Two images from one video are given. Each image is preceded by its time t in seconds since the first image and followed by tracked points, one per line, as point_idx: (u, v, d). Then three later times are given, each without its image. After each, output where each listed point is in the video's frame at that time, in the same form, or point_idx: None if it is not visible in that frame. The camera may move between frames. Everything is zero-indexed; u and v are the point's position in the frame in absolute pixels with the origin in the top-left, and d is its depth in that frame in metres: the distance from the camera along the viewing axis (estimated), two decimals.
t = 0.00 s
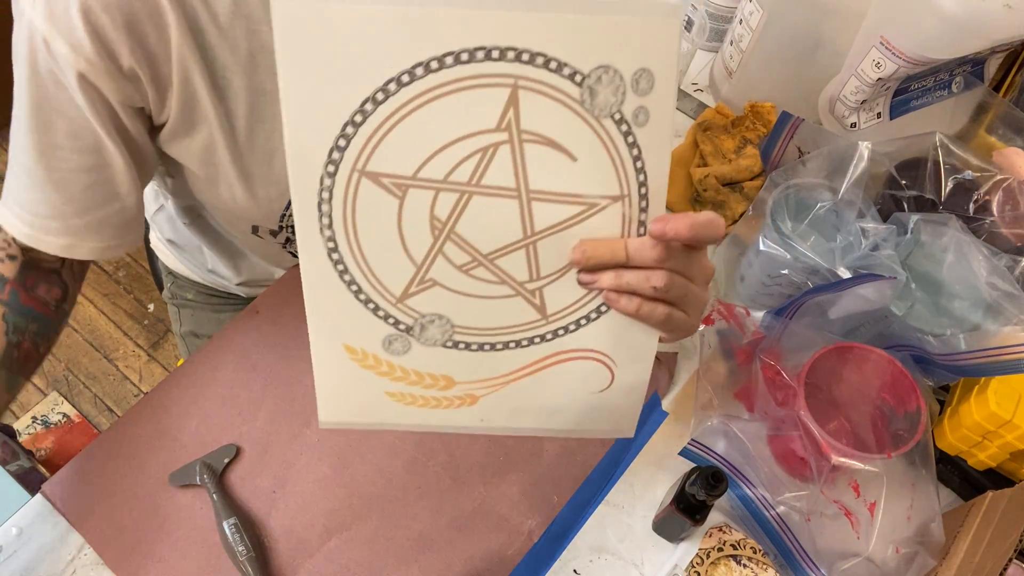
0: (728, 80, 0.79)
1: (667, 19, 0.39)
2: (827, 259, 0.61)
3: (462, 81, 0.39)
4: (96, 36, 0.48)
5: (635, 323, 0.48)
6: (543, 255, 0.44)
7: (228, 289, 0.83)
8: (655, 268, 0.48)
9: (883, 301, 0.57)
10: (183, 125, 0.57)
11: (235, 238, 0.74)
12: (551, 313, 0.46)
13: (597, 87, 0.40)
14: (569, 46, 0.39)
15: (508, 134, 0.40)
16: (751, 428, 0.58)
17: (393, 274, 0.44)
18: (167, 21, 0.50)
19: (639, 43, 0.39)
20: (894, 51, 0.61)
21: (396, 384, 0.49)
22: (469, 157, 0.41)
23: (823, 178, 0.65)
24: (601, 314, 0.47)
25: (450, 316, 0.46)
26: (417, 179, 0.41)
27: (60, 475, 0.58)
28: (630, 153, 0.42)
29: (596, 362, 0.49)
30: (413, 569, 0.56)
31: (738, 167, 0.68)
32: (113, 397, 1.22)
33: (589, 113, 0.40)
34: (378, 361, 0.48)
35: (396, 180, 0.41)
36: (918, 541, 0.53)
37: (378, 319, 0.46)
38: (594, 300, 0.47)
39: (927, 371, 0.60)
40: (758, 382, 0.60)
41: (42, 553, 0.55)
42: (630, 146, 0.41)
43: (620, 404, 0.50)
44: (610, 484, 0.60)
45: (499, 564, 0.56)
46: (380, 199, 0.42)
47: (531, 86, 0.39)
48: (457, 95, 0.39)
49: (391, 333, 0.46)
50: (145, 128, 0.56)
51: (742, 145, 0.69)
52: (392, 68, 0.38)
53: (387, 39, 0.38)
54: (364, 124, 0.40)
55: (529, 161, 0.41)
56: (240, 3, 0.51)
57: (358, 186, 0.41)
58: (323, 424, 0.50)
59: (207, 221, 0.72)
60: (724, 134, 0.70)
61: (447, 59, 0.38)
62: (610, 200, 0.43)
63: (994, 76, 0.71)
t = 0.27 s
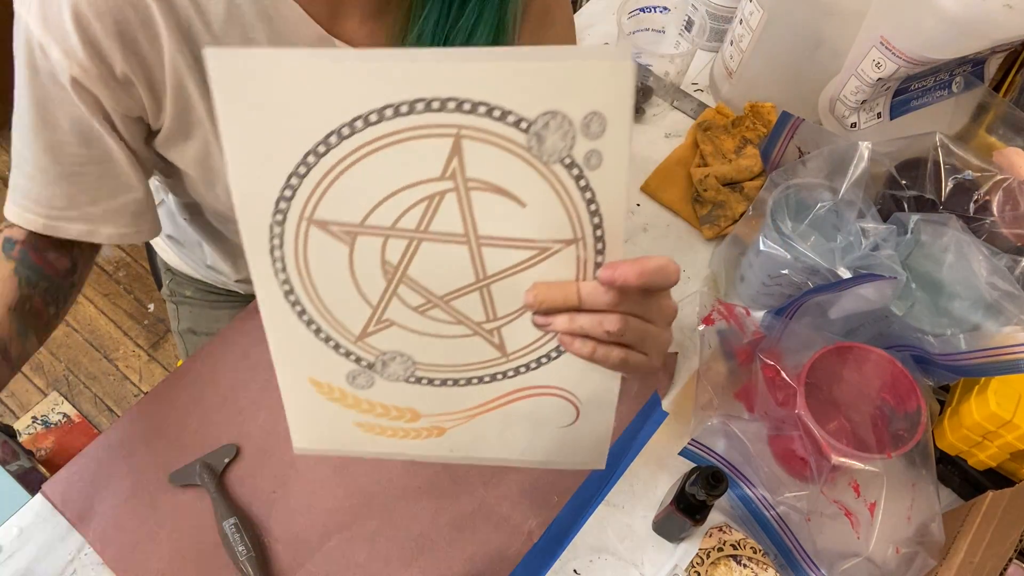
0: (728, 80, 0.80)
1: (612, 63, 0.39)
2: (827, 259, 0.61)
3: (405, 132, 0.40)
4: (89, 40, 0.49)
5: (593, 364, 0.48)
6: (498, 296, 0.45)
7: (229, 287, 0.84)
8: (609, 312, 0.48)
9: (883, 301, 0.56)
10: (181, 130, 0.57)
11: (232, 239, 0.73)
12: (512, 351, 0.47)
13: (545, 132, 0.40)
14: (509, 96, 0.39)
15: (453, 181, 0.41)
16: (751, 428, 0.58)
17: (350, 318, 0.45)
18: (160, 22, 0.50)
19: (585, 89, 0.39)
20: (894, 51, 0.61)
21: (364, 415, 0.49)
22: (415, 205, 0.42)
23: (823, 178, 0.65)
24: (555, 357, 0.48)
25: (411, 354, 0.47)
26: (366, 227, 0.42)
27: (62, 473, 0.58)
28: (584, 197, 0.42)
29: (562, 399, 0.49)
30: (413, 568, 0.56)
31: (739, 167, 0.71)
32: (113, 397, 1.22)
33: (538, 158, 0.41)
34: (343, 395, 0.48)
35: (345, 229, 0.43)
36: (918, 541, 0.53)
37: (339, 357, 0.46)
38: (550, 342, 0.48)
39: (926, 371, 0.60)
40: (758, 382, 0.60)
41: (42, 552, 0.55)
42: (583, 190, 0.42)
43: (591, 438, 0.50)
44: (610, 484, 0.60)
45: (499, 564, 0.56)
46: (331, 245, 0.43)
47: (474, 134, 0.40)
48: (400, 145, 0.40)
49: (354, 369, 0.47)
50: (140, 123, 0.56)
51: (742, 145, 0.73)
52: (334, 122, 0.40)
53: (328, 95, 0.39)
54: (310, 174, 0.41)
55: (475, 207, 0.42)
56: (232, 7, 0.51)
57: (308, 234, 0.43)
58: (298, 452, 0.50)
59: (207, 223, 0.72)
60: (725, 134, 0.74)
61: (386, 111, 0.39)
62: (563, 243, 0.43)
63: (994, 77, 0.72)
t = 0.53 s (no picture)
0: (729, 80, 0.80)
1: (545, 67, 0.41)
2: (827, 259, 0.61)
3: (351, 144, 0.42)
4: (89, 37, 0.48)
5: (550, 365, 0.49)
6: (455, 303, 0.47)
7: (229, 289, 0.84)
8: (565, 316, 0.47)
9: (883, 301, 0.56)
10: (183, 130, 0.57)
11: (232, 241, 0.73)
12: (476, 357, 0.50)
13: (488, 139, 0.42)
14: (448, 106, 0.41)
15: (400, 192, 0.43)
16: (751, 428, 0.58)
17: (316, 327, 0.48)
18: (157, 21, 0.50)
19: (522, 94, 0.41)
20: (895, 51, 0.61)
21: (339, 423, 0.53)
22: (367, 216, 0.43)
23: (823, 178, 0.65)
24: (518, 364, 0.50)
25: (380, 364, 0.50)
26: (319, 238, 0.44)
27: (64, 472, 0.58)
28: (532, 200, 0.44)
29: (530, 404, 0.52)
30: (413, 568, 0.56)
31: (739, 167, 0.71)
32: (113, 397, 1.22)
33: (483, 165, 0.43)
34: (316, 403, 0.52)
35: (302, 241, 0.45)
36: (918, 541, 0.53)
37: (309, 365, 0.50)
38: (510, 351, 0.50)
39: (926, 372, 0.60)
40: (758, 382, 0.60)
41: (42, 552, 0.55)
42: (532, 194, 0.44)
43: (554, 440, 0.53)
44: (610, 485, 0.60)
45: (499, 564, 0.56)
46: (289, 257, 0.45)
47: (417, 143, 0.42)
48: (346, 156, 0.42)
49: (325, 378, 0.51)
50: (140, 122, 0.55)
51: (742, 145, 0.73)
52: (281, 135, 0.42)
53: (273, 108, 0.41)
54: (262, 185, 0.43)
55: (424, 216, 0.43)
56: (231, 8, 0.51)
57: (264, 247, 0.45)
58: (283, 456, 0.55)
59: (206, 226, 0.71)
60: (725, 134, 0.74)
61: (329, 123, 0.42)
62: (515, 249, 0.45)
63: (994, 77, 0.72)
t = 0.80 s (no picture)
0: (729, 80, 0.80)
1: (556, 71, 0.40)
2: (827, 260, 0.61)
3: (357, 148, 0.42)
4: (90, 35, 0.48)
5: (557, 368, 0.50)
6: (462, 306, 0.47)
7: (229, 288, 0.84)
8: (572, 319, 0.48)
9: (884, 302, 0.56)
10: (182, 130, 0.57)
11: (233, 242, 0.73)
12: (483, 359, 0.50)
13: (497, 143, 0.42)
14: (455, 110, 0.41)
15: (407, 195, 0.43)
16: (751, 428, 0.58)
17: (322, 331, 0.48)
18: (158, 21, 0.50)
19: (530, 99, 0.40)
20: (895, 51, 0.61)
21: (344, 427, 0.53)
22: (373, 219, 0.43)
23: (823, 178, 0.65)
24: (524, 366, 0.50)
25: (384, 367, 0.50)
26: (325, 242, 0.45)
27: (63, 472, 0.58)
28: (541, 205, 0.44)
29: (535, 406, 0.52)
30: (413, 568, 0.56)
31: (739, 167, 0.71)
32: (113, 397, 1.22)
33: (492, 169, 0.42)
34: (322, 407, 0.52)
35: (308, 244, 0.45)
36: (918, 541, 0.53)
37: (315, 370, 0.50)
38: (516, 353, 0.50)
39: (927, 372, 0.60)
40: (758, 382, 0.60)
41: (42, 552, 0.55)
42: (540, 198, 0.43)
43: (558, 438, 0.53)
44: (610, 485, 0.60)
45: (499, 564, 0.56)
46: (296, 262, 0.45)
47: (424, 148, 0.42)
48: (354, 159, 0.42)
49: (330, 382, 0.51)
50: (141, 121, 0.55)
51: (742, 145, 0.73)
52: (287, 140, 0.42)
53: (278, 113, 0.41)
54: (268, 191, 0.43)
55: (431, 219, 0.43)
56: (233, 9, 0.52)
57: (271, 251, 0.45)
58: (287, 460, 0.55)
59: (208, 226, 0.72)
60: (725, 134, 0.74)
61: (335, 128, 0.41)
62: (522, 252, 0.45)
63: (994, 77, 0.72)
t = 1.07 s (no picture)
0: (729, 80, 0.80)
1: (556, 70, 0.40)
2: (827, 259, 0.61)
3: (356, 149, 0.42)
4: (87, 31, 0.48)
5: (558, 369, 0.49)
6: (463, 307, 0.47)
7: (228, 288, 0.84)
8: (574, 320, 0.48)
9: (884, 302, 0.56)
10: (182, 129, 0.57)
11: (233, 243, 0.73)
12: (484, 360, 0.50)
13: (497, 142, 0.42)
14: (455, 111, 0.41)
15: (408, 196, 0.43)
16: (751, 428, 0.58)
17: (322, 333, 0.49)
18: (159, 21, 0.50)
19: (529, 98, 0.41)
20: (894, 51, 0.61)
21: (345, 428, 0.53)
22: (374, 220, 0.43)
23: (824, 178, 0.65)
24: (525, 366, 0.50)
25: (385, 369, 0.50)
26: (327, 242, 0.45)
27: (63, 472, 0.58)
28: (542, 205, 0.44)
29: (535, 406, 0.52)
30: (413, 568, 0.56)
31: (739, 167, 0.71)
32: (113, 397, 1.22)
33: (492, 169, 0.43)
34: (323, 409, 0.52)
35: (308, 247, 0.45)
36: (918, 542, 0.53)
37: (315, 372, 0.50)
38: (517, 353, 0.50)
39: (927, 372, 0.60)
40: (758, 382, 0.60)
41: (42, 553, 0.55)
42: (541, 199, 0.43)
43: (556, 438, 0.53)
44: (610, 485, 0.60)
45: (499, 564, 0.56)
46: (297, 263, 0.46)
47: (423, 149, 0.42)
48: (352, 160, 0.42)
49: (331, 384, 0.51)
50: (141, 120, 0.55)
51: (742, 145, 0.73)
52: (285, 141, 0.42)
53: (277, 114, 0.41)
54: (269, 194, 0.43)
55: (432, 219, 0.43)
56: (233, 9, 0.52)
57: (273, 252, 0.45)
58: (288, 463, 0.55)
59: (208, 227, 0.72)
60: (725, 134, 0.74)
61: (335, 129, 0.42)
62: (523, 252, 0.45)
63: (994, 77, 0.71)
